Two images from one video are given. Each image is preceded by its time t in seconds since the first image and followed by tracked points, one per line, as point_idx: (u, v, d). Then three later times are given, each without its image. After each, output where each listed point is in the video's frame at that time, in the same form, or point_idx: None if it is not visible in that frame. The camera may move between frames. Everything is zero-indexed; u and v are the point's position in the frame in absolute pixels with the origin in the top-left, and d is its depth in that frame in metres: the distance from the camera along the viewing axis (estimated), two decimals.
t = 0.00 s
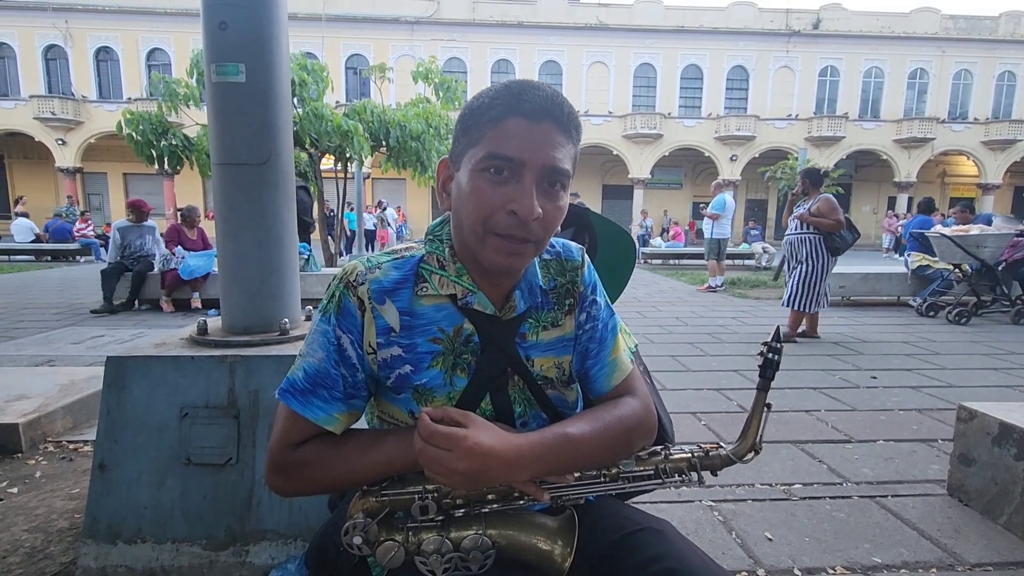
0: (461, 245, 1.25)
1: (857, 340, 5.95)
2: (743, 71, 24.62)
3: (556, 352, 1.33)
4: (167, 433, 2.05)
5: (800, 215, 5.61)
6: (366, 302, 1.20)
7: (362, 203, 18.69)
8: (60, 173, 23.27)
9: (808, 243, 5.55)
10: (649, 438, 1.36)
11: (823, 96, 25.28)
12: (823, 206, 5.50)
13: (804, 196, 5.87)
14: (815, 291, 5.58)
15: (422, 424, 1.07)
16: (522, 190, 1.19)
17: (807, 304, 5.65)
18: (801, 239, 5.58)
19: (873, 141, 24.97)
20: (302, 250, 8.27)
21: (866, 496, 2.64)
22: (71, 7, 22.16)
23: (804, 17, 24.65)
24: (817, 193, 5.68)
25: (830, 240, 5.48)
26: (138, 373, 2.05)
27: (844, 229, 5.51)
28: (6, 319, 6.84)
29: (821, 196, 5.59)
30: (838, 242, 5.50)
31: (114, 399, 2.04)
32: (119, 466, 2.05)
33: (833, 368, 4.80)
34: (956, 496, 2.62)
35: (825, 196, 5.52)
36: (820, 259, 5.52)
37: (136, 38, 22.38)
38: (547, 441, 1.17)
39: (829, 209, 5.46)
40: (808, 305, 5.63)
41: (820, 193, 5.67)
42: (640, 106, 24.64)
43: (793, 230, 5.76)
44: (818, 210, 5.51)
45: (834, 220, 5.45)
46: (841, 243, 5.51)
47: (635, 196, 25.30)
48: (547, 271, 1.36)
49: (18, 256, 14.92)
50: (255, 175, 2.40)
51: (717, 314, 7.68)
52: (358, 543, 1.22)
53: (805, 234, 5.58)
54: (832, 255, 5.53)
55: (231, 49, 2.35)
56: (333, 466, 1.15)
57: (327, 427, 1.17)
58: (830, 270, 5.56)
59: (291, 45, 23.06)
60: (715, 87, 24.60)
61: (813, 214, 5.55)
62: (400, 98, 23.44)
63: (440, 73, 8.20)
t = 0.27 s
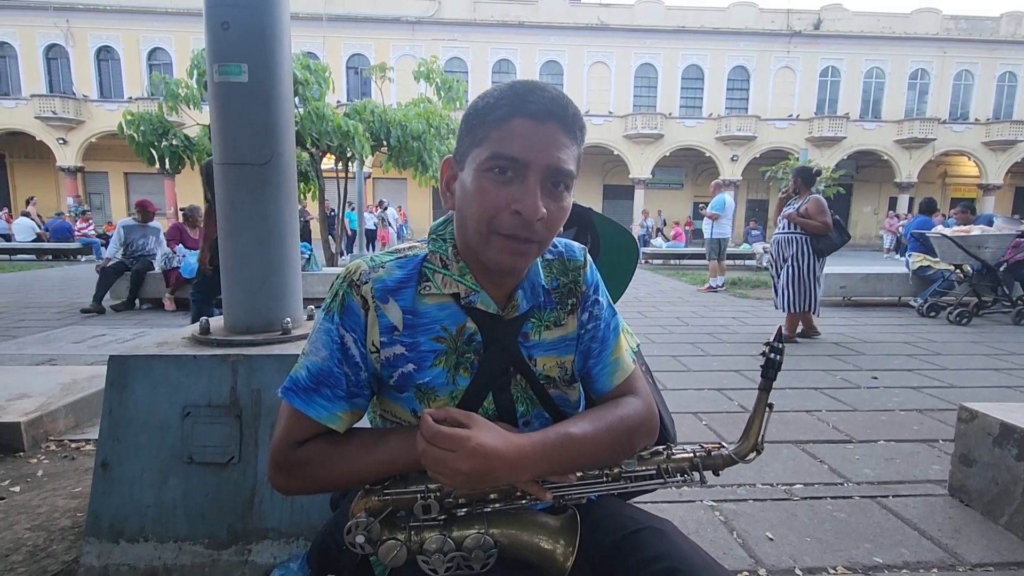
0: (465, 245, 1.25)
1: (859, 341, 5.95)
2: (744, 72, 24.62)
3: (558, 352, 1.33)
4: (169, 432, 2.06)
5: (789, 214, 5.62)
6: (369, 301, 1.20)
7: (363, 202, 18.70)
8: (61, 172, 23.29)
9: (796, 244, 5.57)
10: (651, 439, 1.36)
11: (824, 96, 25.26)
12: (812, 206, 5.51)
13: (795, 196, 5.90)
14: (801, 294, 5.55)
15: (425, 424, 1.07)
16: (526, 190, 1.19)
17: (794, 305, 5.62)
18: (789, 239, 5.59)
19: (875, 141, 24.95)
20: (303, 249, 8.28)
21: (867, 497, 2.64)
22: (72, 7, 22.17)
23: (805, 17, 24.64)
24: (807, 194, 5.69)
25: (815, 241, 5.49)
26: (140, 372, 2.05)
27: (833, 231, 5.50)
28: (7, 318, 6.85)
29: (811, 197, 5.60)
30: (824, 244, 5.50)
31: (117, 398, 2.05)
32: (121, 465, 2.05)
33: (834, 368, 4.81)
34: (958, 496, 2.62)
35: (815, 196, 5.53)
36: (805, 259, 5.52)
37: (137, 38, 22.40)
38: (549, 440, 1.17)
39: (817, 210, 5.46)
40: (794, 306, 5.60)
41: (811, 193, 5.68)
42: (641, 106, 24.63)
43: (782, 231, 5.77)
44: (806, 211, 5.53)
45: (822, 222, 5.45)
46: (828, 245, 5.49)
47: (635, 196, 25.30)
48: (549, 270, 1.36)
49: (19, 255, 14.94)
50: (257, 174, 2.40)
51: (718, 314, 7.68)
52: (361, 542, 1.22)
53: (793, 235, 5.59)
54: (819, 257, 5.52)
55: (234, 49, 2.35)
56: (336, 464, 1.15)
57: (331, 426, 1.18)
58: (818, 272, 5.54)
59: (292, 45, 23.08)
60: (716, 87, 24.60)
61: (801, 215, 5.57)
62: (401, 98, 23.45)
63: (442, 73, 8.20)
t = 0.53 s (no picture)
0: (466, 245, 1.25)
1: (859, 341, 5.95)
2: (745, 72, 24.60)
3: (559, 351, 1.33)
4: (169, 432, 2.06)
5: (778, 216, 5.63)
6: (370, 301, 1.20)
7: (364, 202, 18.70)
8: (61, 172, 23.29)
9: (786, 245, 5.57)
10: (652, 439, 1.35)
11: (825, 96, 25.24)
12: (801, 206, 5.51)
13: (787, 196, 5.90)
14: (796, 294, 5.52)
15: (425, 425, 1.07)
16: (528, 189, 1.19)
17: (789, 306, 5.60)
18: (779, 240, 5.60)
19: (875, 141, 24.93)
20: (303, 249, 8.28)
21: (867, 497, 2.64)
22: (73, 6, 22.18)
23: (806, 17, 24.63)
24: (797, 194, 5.70)
25: (805, 241, 5.49)
26: (141, 372, 2.05)
27: (823, 229, 5.47)
28: (7, 318, 6.85)
29: (801, 196, 5.60)
30: (815, 243, 5.48)
31: (117, 398, 2.05)
32: (122, 465, 2.05)
33: (834, 368, 4.81)
34: (958, 497, 2.62)
35: (804, 196, 5.53)
36: (797, 259, 5.52)
37: (138, 38, 22.41)
38: (550, 440, 1.17)
39: (806, 210, 5.46)
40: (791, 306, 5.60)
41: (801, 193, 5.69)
42: (641, 106, 24.63)
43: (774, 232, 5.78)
44: (795, 211, 5.52)
45: (811, 222, 5.43)
46: (819, 244, 5.47)
47: (636, 196, 25.30)
48: (550, 270, 1.36)
49: (19, 255, 14.95)
50: (258, 174, 2.40)
51: (718, 314, 7.68)
52: (361, 542, 1.22)
53: (783, 235, 5.59)
54: (810, 257, 5.50)
55: (235, 48, 2.35)
56: (336, 464, 1.15)
57: (331, 425, 1.18)
58: (811, 272, 5.50)
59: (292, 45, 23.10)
60: (716, 87, 24.60)
61: (791, 215, 5.57)
62: (401, 97, 23.45)
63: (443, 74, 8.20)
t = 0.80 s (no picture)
0: (464, 245, 1.25)
1: (858, 341, 5.94)
2: (745, 72, 24.59)
3: (557, 351, 1.33)
4: (168, 431, 2.05)
5: (766, 217, 5.64)
6: (368, 301, 1.20)
7: (363, 202, 18.70)
8: (61, 172, 23.28)
9: (774, 245, 5.55)
10: (650, 439, 1.35)
11: (825, 96, 25.23)
12: (788, 207, 5.54)
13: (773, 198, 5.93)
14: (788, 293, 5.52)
15: (423, 424, 1.07)
16: (527, 188, 1.19)
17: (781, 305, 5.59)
18: (767, 240, 5.58)
19: (876, 141, 24.93)
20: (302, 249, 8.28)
21: (867, 497, 2.64)
22: (73, 6, 22.19)
23: (806, 17, 24.62)
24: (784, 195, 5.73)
25: (793, 240, 5.47)
26: (140, 372, 2.05)
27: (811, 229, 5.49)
28: (7, 317, 6.86)
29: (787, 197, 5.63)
30: (804, 242, 5.48)
31: (116, 398, 2.05)
32: (120, 465, 2.05)
33: (834, 369, 4.81)
34: (958, 497, 2.62)
35: (790, 196, 5.56)
36: (786, 259, 5.50)
37: (137, 38, 22.41)
38: (547, 440, 1.17)
39: (793, 210, 5.48)
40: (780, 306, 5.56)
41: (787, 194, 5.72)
42: (641, 106, 24.63)
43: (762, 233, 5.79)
44: (782, 211, 5.55)
45: (798, 221, 5.45)
46: (808, 243, 5.48)
47: (636, 196, 25.31)
48: (548, 270, 1.36)
49: (20, 255, 14.96)
50: (257, 173, 2.40)
51: (717, 314, 7.67)
52: (359, 542, 1.22)
53: (771, 235, 5.59)
54: (799, 256, 5.50)
55: (234, 48, 2.35)
56: (333, 465, 1.15)
57: (329, 425, 1.18)
58: (801, 271, 5.50)
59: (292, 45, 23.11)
60: (716, 87, 24.60)
61: (778, 216, 5.59)
62: (401, 97, 23.44)
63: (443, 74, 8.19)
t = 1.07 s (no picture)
0: (465, 245, 1.25)
1: (859, 341, 5.94)
2: (745, 72, 24.60)
3: (557, 351, 1.34)
4: (169, 432, 2.06)
5: (750, 214, 5.65)
6: (369, 301, 1.20)
7: (364, 202, 18.72)
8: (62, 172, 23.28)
9: (758, 241, 5.56)
10: (651, 438, 1.36)
11: (825, 96, 25.22)
12: (771, 204, 5.56)
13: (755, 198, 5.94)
14: (771, 290, 5.47)
15: (424, 425, 1.07)
16: (529, 188, 1.19)
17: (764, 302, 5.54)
18: (752, 236, 5.57)
19: (876, 141, 24.92)
20: (303, 249, 8.28)
21: (867, 497, 2.64)
22: (73, 6, 22.20)
23: (806, 17, 24.62)
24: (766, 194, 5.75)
25: (777, 236, 5.47)
26: (141, 371, 2.06)
27: (793, 226, 5.52)
28: (8, 318, 6.86)
29: (770, 195, 5.66)
30: (787, 239, 5.49)
31: (117, 398, 2.05)
32: (122, 464, 2.06)
33: (834, 368, 4.81)
34: (958, 497, 2.62)
35: (773, 194, 5.59)
36: (770, 255, 5.50)
37: (138, 38, 22.41)
38: (548, 440, 1.17)
39: (776, 206, 5.50)
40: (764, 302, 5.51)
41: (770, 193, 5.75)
42: (642, 106, 24.62)
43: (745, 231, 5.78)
44: (766, 208, 5.56)
45: (782, 217, 5.47)
46: (790, 240, 5.49)
47: (636, 196, 25.31)
48: (548, 270, 1.36)
49: (20, 254, 14.97)
50: (258, 174, 2.41)
51: (718, 314, 7.67)
52: (360, 542, 1.23)
53: (755, 232, 5.59)
54: (782, 253, 5.50)
55: (235, 48, 2.35)
56: (334, 464, 1.16)
57: (330, 426, 1.18)
58: (783, 268, 5.50)
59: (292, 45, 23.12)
60: (717, 87, 24.60)
61: (762, 213, 5.60)
62: (401, 97, 23.45)
63: (443, 74, 8.18)
